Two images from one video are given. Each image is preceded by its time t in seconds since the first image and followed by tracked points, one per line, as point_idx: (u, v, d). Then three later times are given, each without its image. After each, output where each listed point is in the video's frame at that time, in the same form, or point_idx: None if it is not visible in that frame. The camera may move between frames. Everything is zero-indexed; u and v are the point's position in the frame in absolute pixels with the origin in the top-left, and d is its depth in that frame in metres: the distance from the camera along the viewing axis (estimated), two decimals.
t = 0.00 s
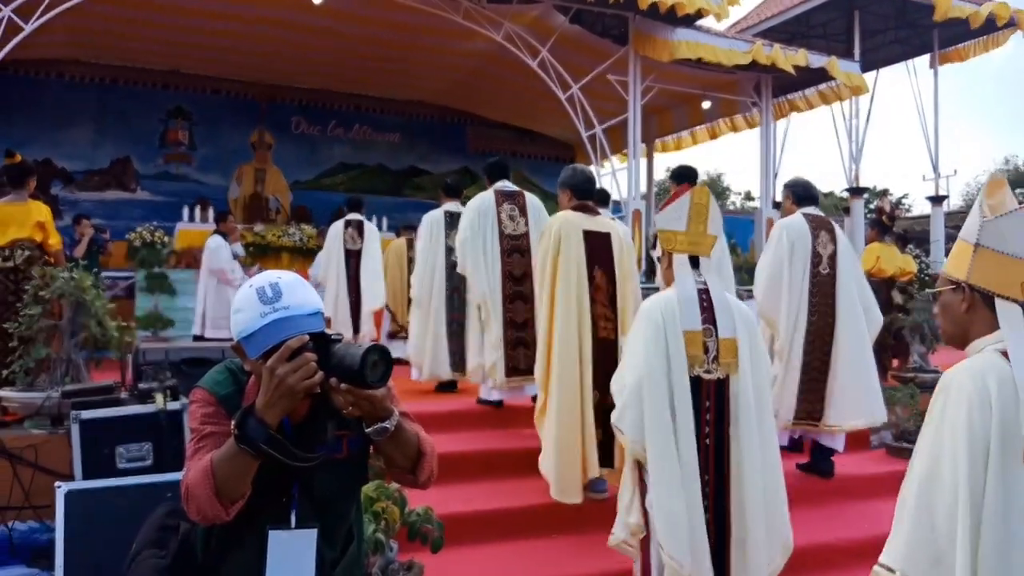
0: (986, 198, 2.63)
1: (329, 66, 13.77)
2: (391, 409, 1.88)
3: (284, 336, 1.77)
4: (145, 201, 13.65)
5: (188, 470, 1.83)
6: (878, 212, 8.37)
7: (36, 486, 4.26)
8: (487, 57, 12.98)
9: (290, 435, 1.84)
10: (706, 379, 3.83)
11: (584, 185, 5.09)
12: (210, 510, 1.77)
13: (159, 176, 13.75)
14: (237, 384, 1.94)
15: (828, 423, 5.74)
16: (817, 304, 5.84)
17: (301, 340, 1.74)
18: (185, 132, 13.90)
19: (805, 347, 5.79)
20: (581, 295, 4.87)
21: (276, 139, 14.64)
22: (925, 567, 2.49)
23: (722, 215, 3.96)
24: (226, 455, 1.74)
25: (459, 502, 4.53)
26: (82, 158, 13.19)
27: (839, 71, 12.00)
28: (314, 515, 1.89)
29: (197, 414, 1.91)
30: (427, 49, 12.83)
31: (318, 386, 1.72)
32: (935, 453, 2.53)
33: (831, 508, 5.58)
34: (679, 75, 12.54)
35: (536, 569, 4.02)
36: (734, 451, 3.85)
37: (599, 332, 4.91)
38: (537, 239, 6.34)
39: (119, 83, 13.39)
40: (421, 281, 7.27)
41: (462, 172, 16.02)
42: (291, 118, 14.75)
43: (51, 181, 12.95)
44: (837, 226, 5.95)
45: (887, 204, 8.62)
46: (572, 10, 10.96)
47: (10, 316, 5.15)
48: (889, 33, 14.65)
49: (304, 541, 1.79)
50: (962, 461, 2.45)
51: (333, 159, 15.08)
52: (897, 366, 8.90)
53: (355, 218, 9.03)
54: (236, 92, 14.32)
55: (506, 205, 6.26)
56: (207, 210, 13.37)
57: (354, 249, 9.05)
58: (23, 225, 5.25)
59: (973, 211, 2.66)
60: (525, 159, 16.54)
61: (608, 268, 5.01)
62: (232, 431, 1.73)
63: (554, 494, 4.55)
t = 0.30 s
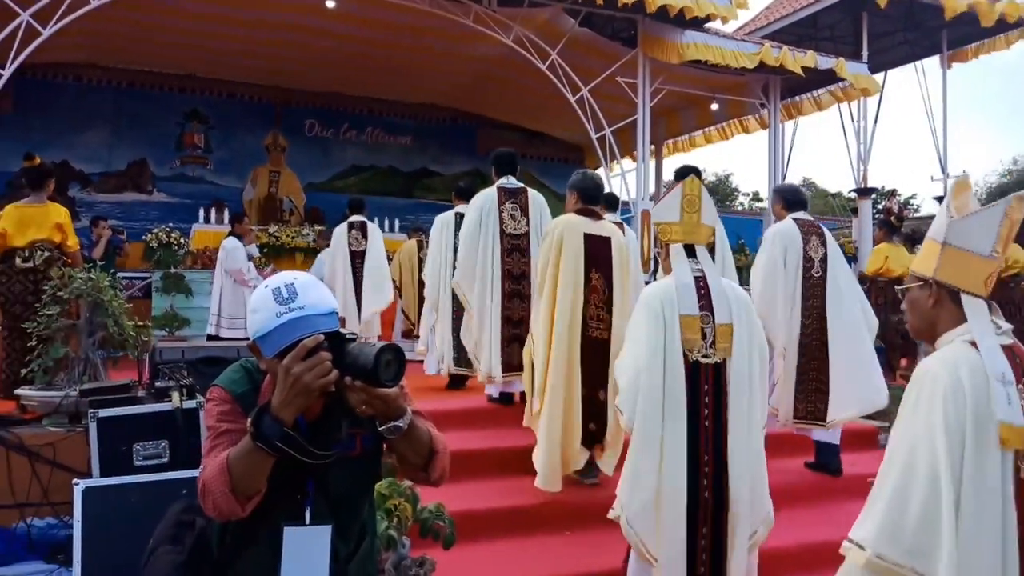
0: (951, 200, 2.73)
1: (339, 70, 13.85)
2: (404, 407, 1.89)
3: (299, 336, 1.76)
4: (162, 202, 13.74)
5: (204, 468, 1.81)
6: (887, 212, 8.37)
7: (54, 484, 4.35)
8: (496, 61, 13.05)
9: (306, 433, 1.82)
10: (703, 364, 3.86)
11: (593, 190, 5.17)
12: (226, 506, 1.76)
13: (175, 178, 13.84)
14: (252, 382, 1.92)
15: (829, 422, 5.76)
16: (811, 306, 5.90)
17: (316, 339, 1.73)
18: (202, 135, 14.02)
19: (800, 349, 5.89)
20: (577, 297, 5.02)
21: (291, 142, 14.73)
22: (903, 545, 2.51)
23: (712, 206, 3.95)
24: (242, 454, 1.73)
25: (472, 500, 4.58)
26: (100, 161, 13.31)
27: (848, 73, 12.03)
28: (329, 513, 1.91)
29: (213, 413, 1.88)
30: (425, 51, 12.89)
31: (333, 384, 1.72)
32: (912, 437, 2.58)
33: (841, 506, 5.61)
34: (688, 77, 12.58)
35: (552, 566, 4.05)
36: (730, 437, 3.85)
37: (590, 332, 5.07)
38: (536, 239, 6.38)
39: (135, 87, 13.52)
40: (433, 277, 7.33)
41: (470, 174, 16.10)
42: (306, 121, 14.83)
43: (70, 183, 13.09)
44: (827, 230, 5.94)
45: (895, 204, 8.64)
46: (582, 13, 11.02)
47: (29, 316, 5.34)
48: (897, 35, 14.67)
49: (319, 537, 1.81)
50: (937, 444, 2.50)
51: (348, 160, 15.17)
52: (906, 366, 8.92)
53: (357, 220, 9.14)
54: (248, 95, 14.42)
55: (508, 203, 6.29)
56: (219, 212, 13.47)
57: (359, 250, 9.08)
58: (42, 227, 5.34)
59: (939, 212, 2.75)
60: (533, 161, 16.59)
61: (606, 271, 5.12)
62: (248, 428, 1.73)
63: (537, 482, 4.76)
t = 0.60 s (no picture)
0: (891, 208, 2.67)
1: (342, 70, 13.85)
2: (405, 407, 1.88)
3: (301, 335, 1.76)
4: (166, 203, 13.77)
5: (207, 467, 1.81)
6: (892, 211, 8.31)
7: (59, 483, 4.37)
8: (500, 61, 13.05)
9: (308, 431, 1.81)
10: (707, 362, 3.87)
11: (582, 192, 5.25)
12: (229, 505, 1.76)
13: (180, 179, 13.88)
14: (255, 382, 1.92)
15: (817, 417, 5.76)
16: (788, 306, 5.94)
17: (319, 338, 1.73)
18: (206, 136, 14.08)
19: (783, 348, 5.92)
20: (568, 293, 5.12)
21: (295, 143, 14.75)
22: (860, 545, 2.42)
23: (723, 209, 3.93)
24: (245, 453, 1.74)
25: (474, 500, 4.57)
26: (105, 162, 13.36)
27: (852, 72, 12.00)
28: (330, 510, 1.92)
29: (216, 412, 1.88)
30: (426, 51, 12.89)
31: (335, 383, 1.72)
32: (862, 434, 2.49)
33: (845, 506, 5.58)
34: (692, 77, 12.57)
35: (552, 566, 4.04)
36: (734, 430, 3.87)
37: (579, 327, 5.17)
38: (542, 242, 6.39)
39: (140, 88, 13.55)
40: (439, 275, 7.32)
41: (474, 175, 16.09)
42: (310, 121, 14.85)
43: (75, 184, 13.13)
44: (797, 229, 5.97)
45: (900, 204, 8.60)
46: (585, 13, 11.02)
47: (33, 315, 5.34)
48: (902, 34, 14.62)
49: (322, 536, 1.81)
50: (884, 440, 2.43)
51: (351, 161, 15.19)
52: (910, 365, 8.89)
53: (358, 221, 9.16)
54: (252, 96, 14.44)
55: (516, 207, 6.33)
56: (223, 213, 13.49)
57: (358, 251, 9.11)
58: (43, 227, 5.34)
59: (879, 217, 2.70)
60: (538, 161, 16.57)
61: (596, 267, 5.21)
62: (251, 427, 1.74)
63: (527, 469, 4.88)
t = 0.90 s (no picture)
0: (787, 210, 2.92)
1: (346, 71, 13.85)
2: (408, 406, 1.88)
3: (304, 335, 1.76)
4: (171, 203, 13.80)
5: (211, 466, 1.82)
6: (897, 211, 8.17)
7: (64, 483, 4.38)
8: (504, 61, 13.06)
9: (312, 431, 1.82)
10: (706, 361, 3.86)
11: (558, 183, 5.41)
12: (233, 504, 1.77)
13: (185, 180, 13.92)
14: (258, 381, 1.92)
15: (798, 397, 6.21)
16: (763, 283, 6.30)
17: (322, 338, 1.74)
18: (210, 137, 14.11)
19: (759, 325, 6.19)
20: (553, 280, 5.26)
21: (299, 143, 14.77)
22: (791, 524, 2.42)
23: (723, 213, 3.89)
24: (249, 452, 1.74)
25: (477, 500, 4.57)
26: (110, 163, 13.40)
27: (856, 72, 11.98)
28: (334, 509, 1.92)
29: (221, 411, 1.89)
30: (432, 52, 12.91)
31: (339, 383, 1.73)
32: (787, 414, 2.52)
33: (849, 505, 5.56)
34: (696, 77, 12.56)
35: (556, 567, 4.03)
36: (735, 424, 3.89)
37: (568, 310, 5.28)
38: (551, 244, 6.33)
39: (145, 89, 13.58)
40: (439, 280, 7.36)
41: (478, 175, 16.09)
42: (314, 122, 14.88)
43: (81, 184, 13.17)
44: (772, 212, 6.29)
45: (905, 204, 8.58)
46: (589, 13, 11.02)
47: (37, 315, 5.35)
48: (906, 33, 14.59)
49: (325, 535, 1.81)
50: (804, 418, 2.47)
51: (356, 161, 15.21)
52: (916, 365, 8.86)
53: (358, 223, 9.23)
54: (256, 97, 14.47)
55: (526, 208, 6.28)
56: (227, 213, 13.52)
57: (360, 252, 9.15)
58: (44, 226, 5.32)
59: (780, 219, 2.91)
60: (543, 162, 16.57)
61: (578, 251, 5.34)
62: (254, 426, 1.74)
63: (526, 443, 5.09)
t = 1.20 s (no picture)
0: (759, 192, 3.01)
1: (350, 70, 13.86)
2: (412, 406, 1.88)
3: (309, 335, 1.76)
4: (176, 203, 13.83)
5: (216, 466, 1.82)
6: (901, 210, 8.22)
7: (69, 482, 4.40)
8: (507, 61, 13.06)
9: (316, 430, 1.83)
10: (686, 362, 3.90)
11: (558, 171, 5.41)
12: (239, 504, 1.77)
13: (190, 180, 13.96)
14: (264, 381, 1.93)
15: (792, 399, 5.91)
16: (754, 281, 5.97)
17: (327, 338, 1.74)
18: (215, 137, 14.13)
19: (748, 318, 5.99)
20: (550, 275, 5.30)
21: (304, 143, 14.79)
22: (735, 485, 2.65)
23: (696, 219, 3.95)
24: (254, 451, 1.74)
25: (482, 500, 4.57)
26: (115, 162, 13.44)
27: (861, 71, 11.96)
28: (340, 510, 1.91)
29: (225, 412, 1.89)
30: (440, 52, 12.93)
31: (344, 382, 1.73)
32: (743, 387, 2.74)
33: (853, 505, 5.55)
34: (700, 76, 12.55)
35: (560, 567, 4.03)
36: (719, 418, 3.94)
37: (563, 302, 5.33)
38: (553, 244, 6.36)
39: (150, 89, 13.61)
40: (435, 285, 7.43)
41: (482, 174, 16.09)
42: (318, 121, 14.90)
43: (86, 184, 13.20)
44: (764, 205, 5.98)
45: (911, 203, 8.55)
46: (593, 12, 11.02)
47: (42, 315, 5.37)
48: (911, 32, 14.56)
49: (329, 535, 1.81)
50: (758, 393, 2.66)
51: (359, 161, 15.23)
52: (920, 364, 8.84)
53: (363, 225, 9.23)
54: (260, 97, 14.48)
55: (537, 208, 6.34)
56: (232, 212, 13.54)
57: (363, 254, 9.16)
58: (48, 226, 5.32)
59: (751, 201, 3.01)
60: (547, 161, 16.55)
61: (573, 245, 5.42)
62: (260, 426, 1.74)
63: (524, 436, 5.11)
